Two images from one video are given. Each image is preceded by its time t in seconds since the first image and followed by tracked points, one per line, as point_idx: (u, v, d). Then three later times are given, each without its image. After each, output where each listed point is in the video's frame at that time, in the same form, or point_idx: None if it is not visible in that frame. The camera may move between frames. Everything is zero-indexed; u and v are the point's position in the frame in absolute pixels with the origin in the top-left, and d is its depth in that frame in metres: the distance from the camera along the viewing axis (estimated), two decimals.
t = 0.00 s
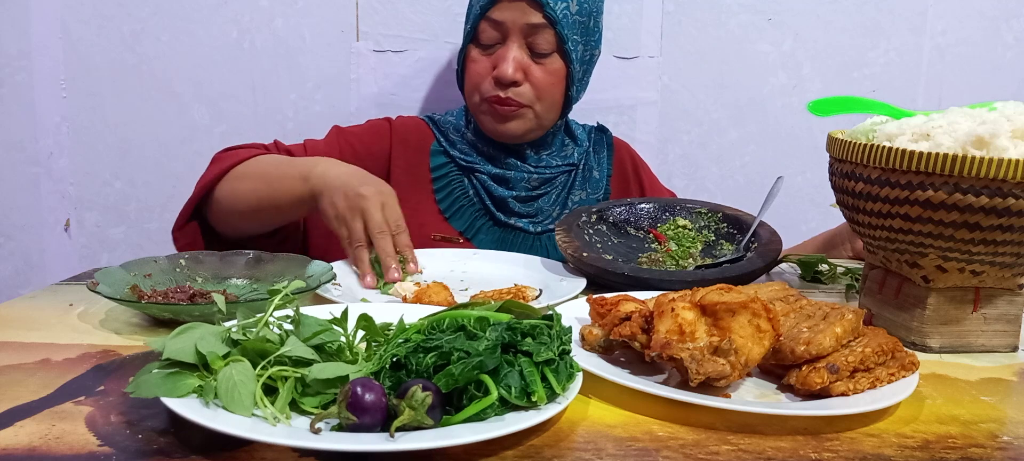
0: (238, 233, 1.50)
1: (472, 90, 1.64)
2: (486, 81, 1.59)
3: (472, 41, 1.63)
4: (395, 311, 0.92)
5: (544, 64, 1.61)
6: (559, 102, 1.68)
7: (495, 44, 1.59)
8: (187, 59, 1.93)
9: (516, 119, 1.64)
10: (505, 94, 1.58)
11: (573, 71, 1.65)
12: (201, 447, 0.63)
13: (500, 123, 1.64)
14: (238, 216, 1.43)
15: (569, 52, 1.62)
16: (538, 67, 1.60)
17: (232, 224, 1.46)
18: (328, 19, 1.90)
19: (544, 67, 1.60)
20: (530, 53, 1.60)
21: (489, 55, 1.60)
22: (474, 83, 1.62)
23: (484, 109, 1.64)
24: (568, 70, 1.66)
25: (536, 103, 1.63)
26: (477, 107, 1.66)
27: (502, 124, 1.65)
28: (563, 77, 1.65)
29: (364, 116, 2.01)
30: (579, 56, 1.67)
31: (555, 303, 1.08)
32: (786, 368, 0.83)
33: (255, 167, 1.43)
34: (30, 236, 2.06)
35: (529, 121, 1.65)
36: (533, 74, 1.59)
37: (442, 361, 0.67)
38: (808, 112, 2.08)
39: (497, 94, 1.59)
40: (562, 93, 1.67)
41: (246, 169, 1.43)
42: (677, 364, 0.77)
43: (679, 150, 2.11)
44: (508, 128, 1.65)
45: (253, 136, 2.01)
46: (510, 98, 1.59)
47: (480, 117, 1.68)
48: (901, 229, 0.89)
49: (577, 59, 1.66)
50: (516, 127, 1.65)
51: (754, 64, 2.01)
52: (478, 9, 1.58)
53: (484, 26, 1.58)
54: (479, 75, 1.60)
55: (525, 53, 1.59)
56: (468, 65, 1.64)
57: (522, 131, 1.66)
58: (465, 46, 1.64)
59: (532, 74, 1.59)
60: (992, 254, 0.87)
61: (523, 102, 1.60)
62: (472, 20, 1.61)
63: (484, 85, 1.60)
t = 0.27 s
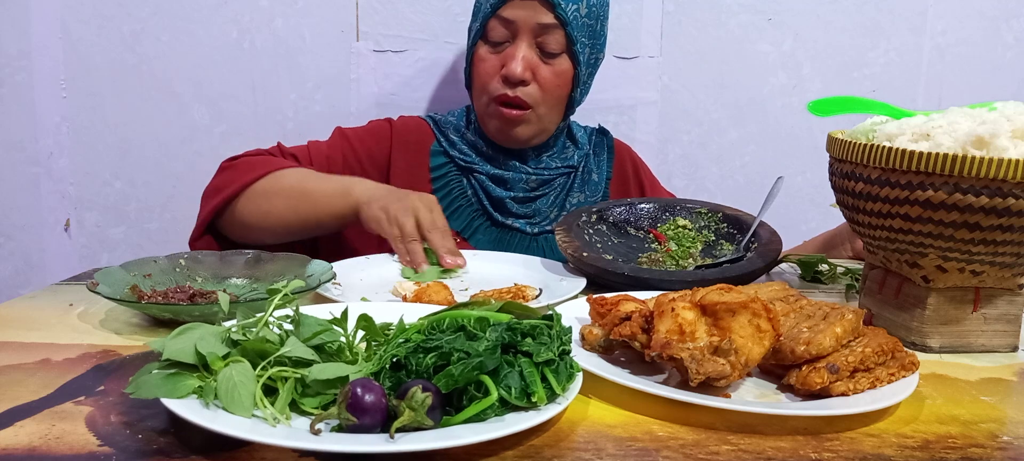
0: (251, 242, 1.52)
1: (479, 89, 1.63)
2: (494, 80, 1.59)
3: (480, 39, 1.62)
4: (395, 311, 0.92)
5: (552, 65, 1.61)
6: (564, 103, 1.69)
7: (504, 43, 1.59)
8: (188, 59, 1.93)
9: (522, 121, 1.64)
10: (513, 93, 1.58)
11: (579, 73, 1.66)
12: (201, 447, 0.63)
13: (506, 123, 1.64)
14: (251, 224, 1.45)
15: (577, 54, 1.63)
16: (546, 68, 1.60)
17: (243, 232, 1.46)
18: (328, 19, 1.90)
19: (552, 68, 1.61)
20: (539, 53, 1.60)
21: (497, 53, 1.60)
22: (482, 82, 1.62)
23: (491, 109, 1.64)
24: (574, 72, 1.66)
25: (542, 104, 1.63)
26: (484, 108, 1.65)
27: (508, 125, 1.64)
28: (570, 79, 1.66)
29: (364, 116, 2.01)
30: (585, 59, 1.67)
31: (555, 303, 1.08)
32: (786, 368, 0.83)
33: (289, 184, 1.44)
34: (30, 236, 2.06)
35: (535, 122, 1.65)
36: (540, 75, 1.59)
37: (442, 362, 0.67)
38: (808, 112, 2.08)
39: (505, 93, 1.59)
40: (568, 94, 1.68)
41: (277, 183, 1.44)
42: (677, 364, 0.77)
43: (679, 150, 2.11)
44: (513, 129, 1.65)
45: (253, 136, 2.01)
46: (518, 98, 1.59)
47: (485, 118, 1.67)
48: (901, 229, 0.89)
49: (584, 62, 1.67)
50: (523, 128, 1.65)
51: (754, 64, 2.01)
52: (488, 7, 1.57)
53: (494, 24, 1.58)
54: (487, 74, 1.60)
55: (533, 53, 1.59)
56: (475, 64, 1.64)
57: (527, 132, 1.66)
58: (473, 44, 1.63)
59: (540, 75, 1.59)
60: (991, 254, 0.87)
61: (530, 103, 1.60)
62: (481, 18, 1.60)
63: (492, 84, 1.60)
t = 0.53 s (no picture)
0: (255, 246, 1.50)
1: (478, 89, 1.63)
2: (494, 79, 1.59)
3: (478, 38, 1.62)
4: (395, 311, 0.92)
5: (552, 63, 1.61)
6: (564, 101, 1.69)
7: (503, 41, 1.58)
8: (188, 59, 1.93)
9: (523, 119, 1.63)
10: (513, 91, 1.58)
11: (579, 70, 1.66)
12: (201, 447, 0.63)
13: (509, 122, 1.63)
14: (258, 236, 1.43)
15: (576, 51, 1.63)
16: (546, 65, 1.60)
17: (250, 243, 1.45)
18: (328, 19, 1.90)
19: (552, 66, 1.61)
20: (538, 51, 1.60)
21: (496, 52, 1.59)
22: (482, 81, 1.62)
23: (491, 108, 1.63)
24: (574, 70, 1.66)
25: (543, 102, 1.63)
26: (483, 107, 1.65)
27: (510, 124, 1.63)
28: (570, 77, 1.66)
29: (364, 116, 2.01)
30: (585, 57, 1.67)
31: (555, 303, 1.08)
32: (786, 368, 0.83)
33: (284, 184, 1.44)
34: (30, 236, 2.06)
35: (537, 121, 1.65)
36: (540, 73, 1.59)
37: (441, 361, 0.67)
38: (808, 112, 2.08)
39: (505, 92, 1.59)
40: (568, 92, 1.68)
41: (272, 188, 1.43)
42: (677, 364, 0.77)
43: (679, 150, 2.11)
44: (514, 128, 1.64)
45: (253, 136, 2.01)
46: (519, 96, 1.59)
47: (485, 117, 1.66)
48: (901, 229, 0.89)
49: (584, 59, 1.67)
50: (526, 126, 1.64)
51: (754, 64, 2.01)
52: (486, 6, 1.57)
53: (492, 23, 1.58)
54: (486, 73, 1.60)
55: (533, 51, 1.59)
56: (474, 64, 1.64)
57: (530, 130, 1.66)
58: (471, 44, 1.63)
59: (540, 72, 1.59)
60: (992, 255, 0.87)
61: (531, 100, 1.60)
62: (479, 18, 1.59)
63: (492, 83, 1.59)
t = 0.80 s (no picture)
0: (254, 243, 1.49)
1: (474, 89, 1.62)
2: (489, 79, 1.59)
3: (472, 39, 1.62)
4: (395, 311, 0.93)
5: (548, 62, 1.60)
6: (562, 100, 1.68)
7: (497, 40, 1.58)
8: (187, 59, 1.93)
9: (520, 119, 1.62)
10: (508, 90, 1.57)
11: (577, 69, 1.66)
12: (201, 447, 0.63)
13: (505, 123, 1.62)
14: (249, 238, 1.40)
15: (573, 50, 1.62)
16: (542, 64, 1.59)
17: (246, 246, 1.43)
18: (328, 19, 1.90)
19: (548, 65, 1.60)
20: (534, 49, 1.59)
21: (490, 52, 1.60)
22: (477, 82, 1.61)
23: (487, 109, 1.62)
24: (571, 69, 1.65)
25: (540, 101, 1.62)
26: (479, 108, 1.64)
27: (506, 124, 1.62)
28: (567, 76, 1.65)
29: (364, 116, 2.01)
30: (582, 55, 1.67)
31: (555, 303, 1.08)
32: (786, 368, 0.83)
33: (241, 190, 1.37)
34: (30, 236, 2.06)
35: (534, 121, 1.64)
36: (536, 72, 1.58)
37: (441, 361, 0.67)
38: (808, 111, 2.08)
39: (501, 92, 1.58)
40: (566, 92, 1.67)
41: (231, 199, 1.37)
42: (677, 364, 0.77)
43: (679, 151, 2.11)
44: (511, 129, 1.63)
45: (253, 136, 2.01)
46: (514, 95, 1.58)
47: (481, 119, 1.66)
48: (901, 229, 0.89)
49: (581, 58, 1.66)
50: (523, 126, 1.63)
51: (754, 64, 2.01)
52: (480, 6, 1.57)
53: (487, 22, 1.57)
54: (481, 73, 1.59)
55: (528, 49, 1.58)
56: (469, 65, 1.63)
57: (528, 131, 1.64)
58: (465, 44, 1.63)
59: (536, 72, 1.58)
60: (992, 255, 0.87)
61: (527, 100, 1.59)
62: (472, 19, 1.60)
63: (487, 83, 1.59)
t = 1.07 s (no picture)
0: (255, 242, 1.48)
1: (466, 92, 1.60)
2: (481, 81, 1.57)
3: (464, 40, 1.60)
4: (395, 311, 0.93)
5: (541, 62, 1.59)
6: (556, 101, 1.66)
7: (489, 41, 1.57)
8: (187, 59, 1.93)
9: (513, 122, 1.60)
10: (501, 92, 1.56)
11: (570, 69, 1.64)
12: (201, 447, 0.63)
13: (498, 125, 1.60)
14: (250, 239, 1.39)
15: (566, 49, 1.61)
16: (534, 65, 1.58)
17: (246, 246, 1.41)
18: (328, 19, 1.91)
19: (541, 65, 1.58)
20: (526, 50, 1.58)
21: (482, 53, 1.58)
22: (469, 84, 1.59)
23: (479, 112, 1.61)
24: (564, 69, 1.64)
25: (533, 103, 1.60)
26: (471, 111, 1.62)
27: (499, 127, 1.60)
28: (560, 76, 1.63)
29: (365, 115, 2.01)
30: (575, 55, 1.65)
31: (555, 303, 1.08)
32: (786, 368, 0.83)
33: (232, 198, 1.36)
34: (30, 236, 2.06)
35: (527, 123, 1.62)
36: (529, 72, 1.57)
37: (441, 361, 0.67)
38: (808, 111, 2.08)
39: (493, 94, 1.57)
40: (559, 93, 1.65)
41: (224, 207, 1.36)
42: (677, 363, 0.77)
43: (679, 150, 2.11)
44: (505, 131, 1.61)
45: (253, 136, 2.01)
46: (507, 97, 1.56)
47: (473, 122, 1.64)
48: (901, 229, 0.89)
49: (574, 58, 1.65)
50: (515, 128, 1.61)
51: (754, 64, 2.01)
52: (471, 6, 1.56)
53: (478, 23, 1.56)
54: (473, 75, 1.58)
55: (521, 50, 1.56)
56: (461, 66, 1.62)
57: (520, 133, 1.63)
58: (456, 45, 1.61)
59: (529, 73, 1.57)
60: (992, 255, 0.86)
61: (520, 102, 1.58)
62: (463, 20, 1.58)
63: (479, 85, 1.57)
